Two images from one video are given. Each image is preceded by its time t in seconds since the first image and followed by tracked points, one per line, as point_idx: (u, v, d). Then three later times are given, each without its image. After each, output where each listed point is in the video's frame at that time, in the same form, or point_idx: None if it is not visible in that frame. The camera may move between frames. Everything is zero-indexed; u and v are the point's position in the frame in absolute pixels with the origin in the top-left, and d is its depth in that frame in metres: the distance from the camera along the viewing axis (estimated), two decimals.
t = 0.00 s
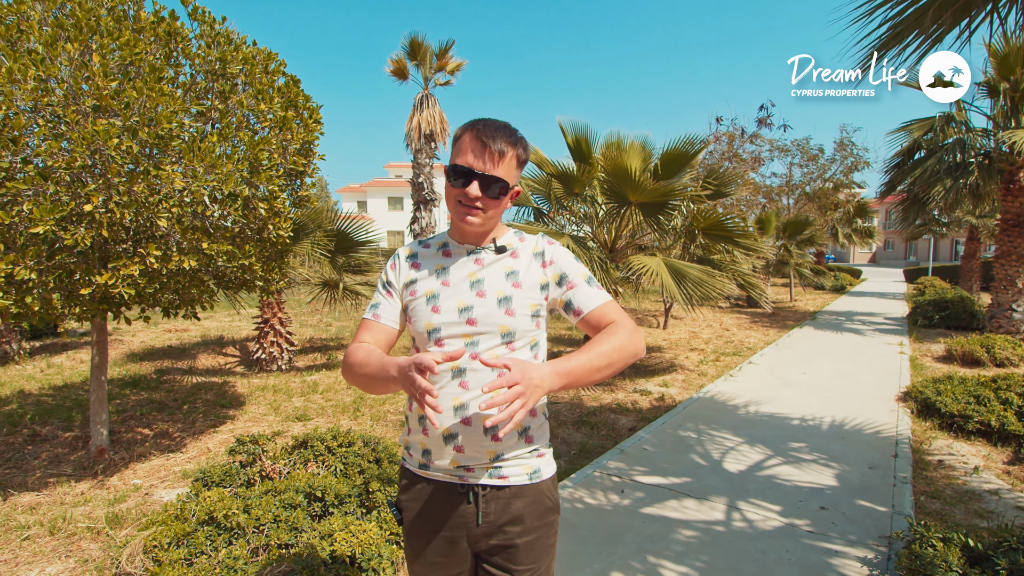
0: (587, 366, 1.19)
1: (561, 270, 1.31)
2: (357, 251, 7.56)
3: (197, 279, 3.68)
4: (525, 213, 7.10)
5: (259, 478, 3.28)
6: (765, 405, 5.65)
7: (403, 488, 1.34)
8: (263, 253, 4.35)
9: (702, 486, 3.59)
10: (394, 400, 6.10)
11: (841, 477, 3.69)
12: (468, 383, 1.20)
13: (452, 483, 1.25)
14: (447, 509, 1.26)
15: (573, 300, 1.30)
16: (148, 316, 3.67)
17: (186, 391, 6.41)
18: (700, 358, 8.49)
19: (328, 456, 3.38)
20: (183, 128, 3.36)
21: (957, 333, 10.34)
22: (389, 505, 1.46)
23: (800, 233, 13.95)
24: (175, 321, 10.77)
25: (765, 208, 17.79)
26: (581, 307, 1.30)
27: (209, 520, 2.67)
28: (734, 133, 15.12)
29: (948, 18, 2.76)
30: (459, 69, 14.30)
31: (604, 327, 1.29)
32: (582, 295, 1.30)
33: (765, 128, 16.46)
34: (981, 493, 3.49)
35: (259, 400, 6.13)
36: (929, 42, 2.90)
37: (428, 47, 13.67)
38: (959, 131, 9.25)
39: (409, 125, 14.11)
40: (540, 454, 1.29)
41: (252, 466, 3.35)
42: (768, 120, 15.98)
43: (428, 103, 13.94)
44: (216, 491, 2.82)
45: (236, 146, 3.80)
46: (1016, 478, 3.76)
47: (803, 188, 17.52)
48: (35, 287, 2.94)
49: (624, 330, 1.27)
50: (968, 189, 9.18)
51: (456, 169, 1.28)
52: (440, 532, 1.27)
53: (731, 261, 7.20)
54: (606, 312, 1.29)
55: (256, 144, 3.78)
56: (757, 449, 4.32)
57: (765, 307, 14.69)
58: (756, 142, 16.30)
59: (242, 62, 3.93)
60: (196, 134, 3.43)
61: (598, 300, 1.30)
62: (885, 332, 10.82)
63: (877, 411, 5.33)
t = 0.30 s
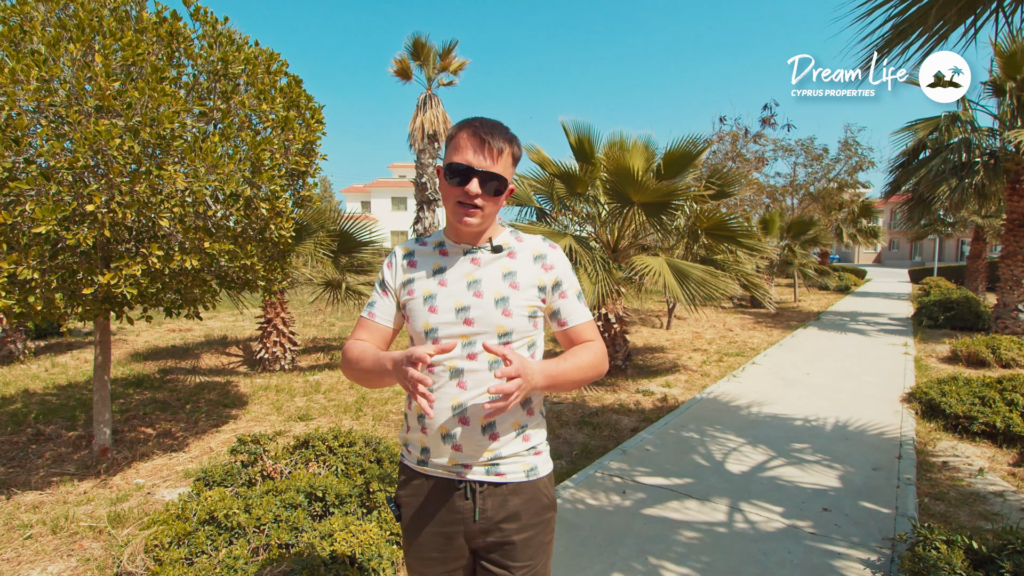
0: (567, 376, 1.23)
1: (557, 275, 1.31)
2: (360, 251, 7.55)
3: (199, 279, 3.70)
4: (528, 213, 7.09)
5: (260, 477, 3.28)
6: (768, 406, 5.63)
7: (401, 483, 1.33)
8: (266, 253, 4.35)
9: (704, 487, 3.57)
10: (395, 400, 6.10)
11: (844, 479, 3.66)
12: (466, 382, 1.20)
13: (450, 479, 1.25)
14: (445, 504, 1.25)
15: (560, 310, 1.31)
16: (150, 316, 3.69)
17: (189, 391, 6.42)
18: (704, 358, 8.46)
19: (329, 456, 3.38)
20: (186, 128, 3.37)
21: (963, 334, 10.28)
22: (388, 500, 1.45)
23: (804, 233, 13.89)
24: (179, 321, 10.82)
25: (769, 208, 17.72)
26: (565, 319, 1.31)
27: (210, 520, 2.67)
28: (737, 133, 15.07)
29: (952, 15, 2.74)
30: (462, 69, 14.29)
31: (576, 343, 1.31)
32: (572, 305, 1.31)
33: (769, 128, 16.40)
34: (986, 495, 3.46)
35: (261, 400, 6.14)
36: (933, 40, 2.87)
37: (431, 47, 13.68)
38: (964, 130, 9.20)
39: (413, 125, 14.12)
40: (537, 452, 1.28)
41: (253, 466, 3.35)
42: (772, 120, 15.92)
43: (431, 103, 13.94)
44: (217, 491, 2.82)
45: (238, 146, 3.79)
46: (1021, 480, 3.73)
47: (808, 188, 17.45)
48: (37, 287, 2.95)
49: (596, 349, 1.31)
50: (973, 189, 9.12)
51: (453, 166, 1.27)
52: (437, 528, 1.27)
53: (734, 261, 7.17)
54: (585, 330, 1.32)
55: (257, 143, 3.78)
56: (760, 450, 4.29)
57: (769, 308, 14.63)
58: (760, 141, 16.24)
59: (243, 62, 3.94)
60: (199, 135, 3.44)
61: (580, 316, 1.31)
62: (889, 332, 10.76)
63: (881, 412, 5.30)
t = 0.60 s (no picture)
0: (556, 379, 1.23)
1: (549, 276, 1.30)
2: (361, 251, 7.55)
3: (199, 279, 3.70)
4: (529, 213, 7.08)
5: (260, 477, 3.28)
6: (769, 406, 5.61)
7: (396, 479, 1.33)
8: (266, 253, 4.34)
9: (704, 488, 3.56)
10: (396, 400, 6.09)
11: (845, 480, 3.65)
12: (460, 382, 1.20)
13: (444, 475, 1.24)
14: (437, 500, 1.25)
15: (550, 311, 1.30)
16: (150, 315, 3.69)
17: (190, 391, 6.43)
18: (705, 359, 8.44)
19: (328, 456, 3.38)
20: (186, 128, 3.38)
21: (965, 334, 10.24)
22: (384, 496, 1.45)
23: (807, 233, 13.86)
24: (181, 321, 10.83)
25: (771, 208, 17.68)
26: (553, 319, 1.30)
27: (209, 520, 2.67)
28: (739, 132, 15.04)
29: (953, 14, 2.73)
30: (464, 68, 14.28)
31: (563, 346, 1.31)
32: (561, 306, 1.29)
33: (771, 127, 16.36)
34: (987, 497, 3.44)
35: (262, 400, 6.14)
36: (934, 40, 2.87)
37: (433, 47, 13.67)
38: (967, 130, 9.16)
39: (415, 125, 14.12)
40: (530, 450, 1.28)
41: (253, 466, 3.35)
42: (774, 119, 15.89)
43: (433, 103, 13.95)
44: (216, 491, 2.82)
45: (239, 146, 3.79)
46: None
47: (810, 187, 17.41)
48: (37, 287, 2.96)
49: (581, 352, 1.31)
50: (976, 189, 9.09)
51: (445, 166, 1.26)
52: (430, 524, 1.26)
53: (736, 261, 7.15)
54: (570, 332, 1.31)
55: (257, 143, 3.79)
56: (761, 450, 4.28)
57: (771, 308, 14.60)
58: (762, 141, 16.21)
59: (243, 62, 3.95)
60: (198, 135, 3.44)
61: (570, 318, 1.31)
62: (892, 332, 10.73)
63: (883, 413, 5.28)
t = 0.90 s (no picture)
0: (545, 377, 1.22)
1: (539, 275, 1.29)
2: (361, 251, 7.55)
3: (198, 279, 3.70)
4: (528, 212, 7.07)
5: (258, 477, 3.28)
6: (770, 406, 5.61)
7: (397, 470, 1.34)
8: (266, 253, 4.33)
9: (703, 488, 3.55)
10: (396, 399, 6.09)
11: (845, 480, 3.64)
12: (455, 383, 1.20)
13: (443, 466, 1.24)
14: (437, 489, 1.25)
15: (540, 310, 1.29)
16: (149, 315, 3.69)
17: (190, 391, 6.43)
18: (706, 359, 8.43)
19: (327, 456, 3.37)
20: (185, 128, 3.37)
21: (966, 334, 10.22)
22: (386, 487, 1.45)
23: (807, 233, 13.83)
24: (182, 321, 10.84)
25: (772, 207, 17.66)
26: (543, 318, 1.29)
27: (207, 520, 2.66)
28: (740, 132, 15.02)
29: (953, 13, 2.72)
30: (464, 68, 14.27)
31: (554, 342, 1.31)
32: (551, 305, 1.29)
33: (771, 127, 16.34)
34: (987, 497, 3.44)
35: (262, 399, 6.14)
36: (934, 39, 2.86)
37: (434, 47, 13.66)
38: (969, 129, 9.14)
39: (416, 126, 14.12)
40: (527, 440, 1.27)
41: (251, 466, 3.35)
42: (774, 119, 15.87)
43: (433, 103, 13.94)
44: (215, 491, 2.82)
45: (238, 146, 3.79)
46: None
47: (811, 187, 17.38)
48: (36, 287, 2.96)
49: (570, 349, 1.31)
50: (977, 189, 9.07)
51: (431, 170, 1.25)
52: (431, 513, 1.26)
53: (736, 261, 7.14)
54: (560, 329, 1.31)
55: (256, 143, 3.78)
56: (760, 450, 4.27)
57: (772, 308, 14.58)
58: (762, 141, 16.18)
59: (242, 62, 3.94)
60: (197, 135, 3.44)
61: (560, 315, 1.30)
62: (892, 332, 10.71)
63: (883, 413, 5.27)
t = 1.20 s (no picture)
0: (541, 373, 1.21)
1: (537, 272, 1.28)
2: (361, 251, 7.55)
3: (198, 279, 3.70)
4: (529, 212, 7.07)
5: (258, 477, 3.28)
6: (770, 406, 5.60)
7: (400, 470, 1.33)
8: (266, 252, 4.33)
9: (703, 488, 3.55)
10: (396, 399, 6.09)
11: (845, 480, 3.64)
12: (455, 381, 1.20)
13: (446, 464, 1.24)
14: (439, 487, 1.25)
15: (539, 307, 1.28)
16: (149, 315, 3.69)
17: (190, 390, 6.42)
18: (706, 359, 8.42)
19: (327, 455, 3.37)
20: (184, 128, 3.37)
21: (966, 335, 10.22)
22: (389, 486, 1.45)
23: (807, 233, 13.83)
24: (182, 321, 10.83)
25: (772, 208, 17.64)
26: (543, 315, 1.28)
27: (206, 520, 2.66)
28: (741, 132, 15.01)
29: (953, 13, 2.72)
30: (464, 68, 14.26)
31: (554, 339, 1.29)
32: (550, 302, 1.28)
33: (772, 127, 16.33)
34: (988, 497, 3.43)
35: (262, 399, 6.14)
36: (934, 39, 2.85)
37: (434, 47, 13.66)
38: (969, 129, 9.13)
39: (416, 126, 14.13)
40: (529, 438, 1.27)
41: (251, 466, 3.34)
42: (774, 119, 15.86)
43: (433, 103, 13.94)
44: (214, 491, 2.82)
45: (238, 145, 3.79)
46: None
47: (811, 187, 17.38)
48: (35, 286, 2.95)
49: (571, 346, 1.30)
50: (977, 189, 9.06)
51: (425, 169, 1.25)
52: (434, 512, 1.26)
53: (736, 261, 7.14)
54: (561, 326, 1.30)
55: (256, 143, 3.78)
56: (760, 450, 4.26)
57: (772, 308, 14.57)
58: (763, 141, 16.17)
59: (242, 61, 3.94)
60: (197, 134, 3.43)
61: (560, 313, 1.29)
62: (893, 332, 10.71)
63: (884, 413, 5.27)
